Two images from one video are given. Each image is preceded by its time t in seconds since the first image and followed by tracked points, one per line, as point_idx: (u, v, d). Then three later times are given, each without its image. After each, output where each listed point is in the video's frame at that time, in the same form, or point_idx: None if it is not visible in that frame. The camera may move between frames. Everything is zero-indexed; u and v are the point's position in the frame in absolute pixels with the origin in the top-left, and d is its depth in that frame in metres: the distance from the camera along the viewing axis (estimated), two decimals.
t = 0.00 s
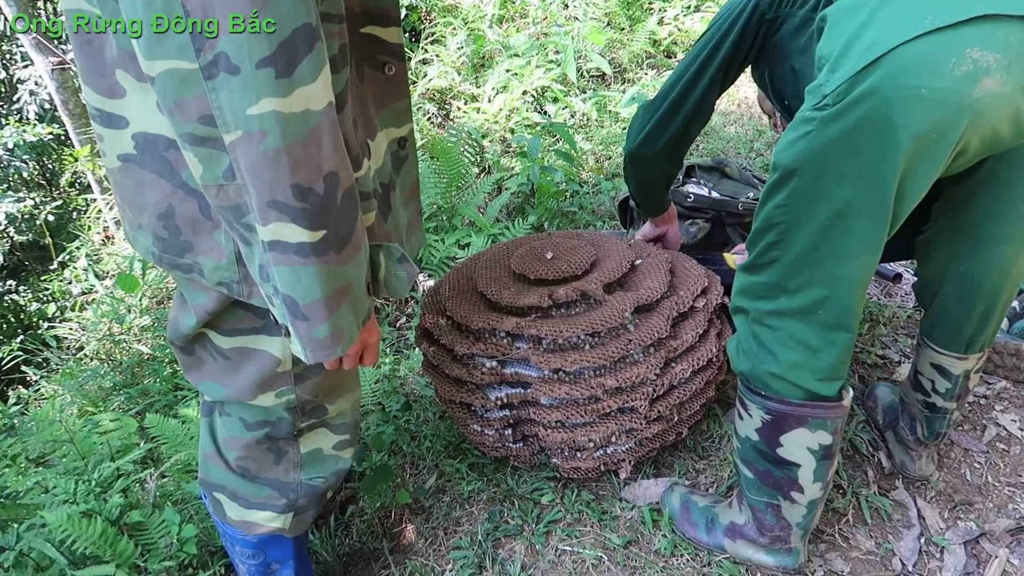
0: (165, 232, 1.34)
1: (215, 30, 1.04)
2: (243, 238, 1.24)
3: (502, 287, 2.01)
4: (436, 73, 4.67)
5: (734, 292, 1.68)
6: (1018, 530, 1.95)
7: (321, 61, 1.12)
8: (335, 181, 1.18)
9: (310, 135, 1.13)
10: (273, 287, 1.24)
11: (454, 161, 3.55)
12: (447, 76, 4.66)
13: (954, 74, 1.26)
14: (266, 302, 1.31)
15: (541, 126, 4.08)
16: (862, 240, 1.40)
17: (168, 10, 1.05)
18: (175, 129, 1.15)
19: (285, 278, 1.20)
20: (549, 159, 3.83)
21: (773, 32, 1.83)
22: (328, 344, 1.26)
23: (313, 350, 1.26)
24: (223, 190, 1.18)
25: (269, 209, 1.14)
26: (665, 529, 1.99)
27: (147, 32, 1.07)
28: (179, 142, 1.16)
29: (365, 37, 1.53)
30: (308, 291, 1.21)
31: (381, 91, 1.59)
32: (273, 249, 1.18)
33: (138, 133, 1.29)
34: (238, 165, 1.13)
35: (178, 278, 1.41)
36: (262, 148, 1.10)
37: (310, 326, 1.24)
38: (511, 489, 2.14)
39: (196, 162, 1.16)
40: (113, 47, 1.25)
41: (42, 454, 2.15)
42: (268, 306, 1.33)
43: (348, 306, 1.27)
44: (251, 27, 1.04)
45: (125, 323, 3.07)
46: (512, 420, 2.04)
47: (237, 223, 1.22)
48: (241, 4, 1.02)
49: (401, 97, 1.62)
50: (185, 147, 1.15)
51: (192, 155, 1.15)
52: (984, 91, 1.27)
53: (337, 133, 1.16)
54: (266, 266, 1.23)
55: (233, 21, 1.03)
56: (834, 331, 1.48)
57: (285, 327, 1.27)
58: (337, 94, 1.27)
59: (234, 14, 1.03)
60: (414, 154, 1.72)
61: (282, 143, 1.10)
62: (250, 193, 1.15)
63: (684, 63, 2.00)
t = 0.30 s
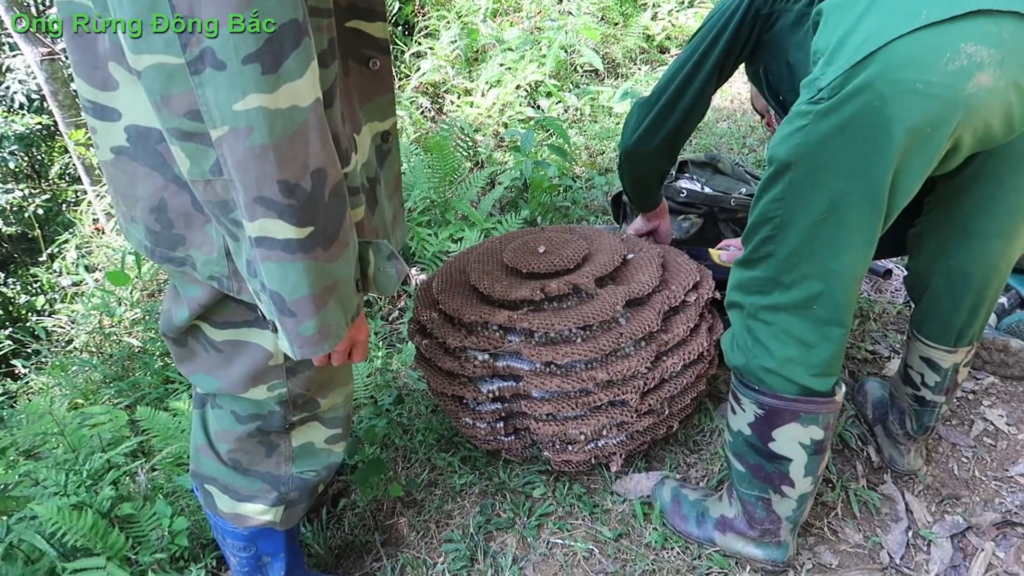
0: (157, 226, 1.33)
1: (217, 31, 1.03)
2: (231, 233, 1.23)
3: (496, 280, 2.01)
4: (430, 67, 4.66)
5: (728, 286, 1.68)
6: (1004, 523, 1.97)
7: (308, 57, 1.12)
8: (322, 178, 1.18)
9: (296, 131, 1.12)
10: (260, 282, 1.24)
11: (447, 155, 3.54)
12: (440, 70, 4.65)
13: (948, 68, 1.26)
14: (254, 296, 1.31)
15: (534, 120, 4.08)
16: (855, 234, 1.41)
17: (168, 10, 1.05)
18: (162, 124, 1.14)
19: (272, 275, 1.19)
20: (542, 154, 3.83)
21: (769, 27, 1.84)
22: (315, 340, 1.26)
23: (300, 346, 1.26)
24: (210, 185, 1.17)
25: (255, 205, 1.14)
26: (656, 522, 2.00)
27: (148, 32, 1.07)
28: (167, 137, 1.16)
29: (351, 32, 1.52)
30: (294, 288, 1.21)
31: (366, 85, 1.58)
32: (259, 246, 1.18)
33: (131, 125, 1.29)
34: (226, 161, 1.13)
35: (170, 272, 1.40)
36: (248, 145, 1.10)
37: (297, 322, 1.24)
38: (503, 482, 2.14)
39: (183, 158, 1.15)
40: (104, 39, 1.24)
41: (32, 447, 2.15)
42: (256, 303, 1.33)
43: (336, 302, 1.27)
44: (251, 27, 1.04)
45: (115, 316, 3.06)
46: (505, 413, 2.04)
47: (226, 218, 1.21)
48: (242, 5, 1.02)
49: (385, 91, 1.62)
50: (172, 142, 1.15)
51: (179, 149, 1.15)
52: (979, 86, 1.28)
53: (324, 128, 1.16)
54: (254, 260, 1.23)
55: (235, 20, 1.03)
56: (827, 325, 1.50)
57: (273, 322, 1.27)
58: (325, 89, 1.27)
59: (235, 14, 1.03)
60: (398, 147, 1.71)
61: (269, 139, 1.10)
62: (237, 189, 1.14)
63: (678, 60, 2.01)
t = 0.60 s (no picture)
0: (148, 223, 1.33)
1: (217, 30, 1.03)
2: (222, 230, 1.23)
3: (490, 280, 2.01)
4: (421, 64, 4.65)
5: (722, 286, 1.69)
6: (991, 519, 1.99)
7: (299, 57, 1.12)
8: (313, 177, 1.18)
9: (287, 131, 1.12)
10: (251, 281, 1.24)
11: (439, 152, 3.54)
12: (432, 67, 4.64)
13: (942, 66, 1.27)
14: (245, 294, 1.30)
15: (526, 117, 4.08)
16: (848, 233, 1.42)
17: (168, 10, 1.04)
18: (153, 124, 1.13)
19: (262, 274, 1.19)
20: (534, 152, 3.84)
21: (758, 24, 1.85)
22: (306, 339, 1.26)
23: (292, 344, 1.26)
24: (201, 185, 1.17)
25: (246, 205, 1.14)
26: (647, 519, 2.01)
27: (148, 32, 1.05)
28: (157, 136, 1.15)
29: (343, 30, 1.51)
30: (286, 287, 1.21)
31: (358, 82, 1.58)
32: (250, 244, 1.17)
33: (122, 122, 1.28)
34: (216, 160, 1.13)
35: (161, 268, 1.40)
36: (239, 144, 1.09)
37: (289, 321, 1.23)
38: (494, 479, 2.15)
39: (174, 157, 1.15)
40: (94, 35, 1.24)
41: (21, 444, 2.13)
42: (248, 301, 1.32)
43: (327, 301, 1.27)
44: (251, 27, 1.04)
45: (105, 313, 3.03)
46: (498, 412, 2.04)
47: (217, 217, 1.21)
48: (241, 4, 1.02)
49: (378, 89, 1.62)
50: (162, 141, 1.14)
51: (170, 148, 1.14)
52: (972, 84, 1.29)
53: (315, 128, 1.16)
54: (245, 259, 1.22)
55: (234, 20, 1.02)
56: (819, 325, 1.51)
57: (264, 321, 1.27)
58: (316, 88, 1.27)
59: (234, 13, 1.02)
60: (390, 145, 1.71)
61: (260, 139, 1.10)
62: (228, 188, 1.14)
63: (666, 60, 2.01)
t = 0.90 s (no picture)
0: (142, 220, 1.32)
1: (217, 30, 1.03)
2: (216, 228, 1.23)
3: (482, 280, 2.01)
4: (415, 63, 4.65)
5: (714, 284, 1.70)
6: (981, 516, 2.00)
7: (292, 57, 1.11)
8: (306, 176, 1.18)
9: (280, 130, 1.12)
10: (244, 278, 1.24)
11: (432, 151, 3.53)
12: (426, 65, 4.63)
13: (930, 64, 1.28)
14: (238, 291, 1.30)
15: (519, 116, 4.08)
16: (840, 231, 1.43)
17: (168, 10, 1.03)
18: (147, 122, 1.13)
19: (255, 271, 1.19)
20: (527, 151, 3.84)
21: (747, 24, 1.86)
22: (299, 336, 1.26)
23: (284, 342, 1.26)
24: (194, 183, 1.17)
25: (239, 203, 1.13)
26: (640, 517, 2.02)
27: (148, 32, 1.05)
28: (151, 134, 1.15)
29: (328, 29, 1.51)
30: (279, 285, 1.21)
31: (343, 80, 1.58)
32: (244, 242, 1.17)
33: (115, 120, 1.27)
34: (209, 159, 1.13)
35: (154, 266, 1.40)
36: (231, 144, 1.09)
37: (282, 318, 1.23)
38: (487, 478, 2.15)
39: (167, 156, 1.15)
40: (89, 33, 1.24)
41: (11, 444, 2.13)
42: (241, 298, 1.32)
43: (320, 299, 1.27)
44: (251, 27, 1.04)
45: (97, 311, 3.02)
46: (492, 410, 2.05)
47: (210, 215, 1.21)
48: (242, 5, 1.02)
49: (362, 87, 1.62)
50: (156, 140, 1.14)
51: (163, 147, 1.14)
52: (960, 81, 1.30)
53: (308, 127, 1.16)
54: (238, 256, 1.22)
55: (235, 20, 1.03)
56: (809, 323, 1.52)
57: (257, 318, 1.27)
58: (308, 87, 1.27)
59: (235, 14, 1.03)
60: (371, 144, 1.71)
61: (252, 138, 1.09)
62: (222, 187, 1.14)
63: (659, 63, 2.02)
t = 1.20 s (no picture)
0: (136, 218, 1.32)
1: (216, 30, 1.03)
2: (213, 223, 1.22)
3: (475, 279, 2.02)
4: (408, 62, 4.64)
5: (706, 281, 1.71)
6: (972, 513, 2.01)
7: (289, 51, 1.11)
8: (303, 170, 1.18)
9: (278, 124, 1.12)
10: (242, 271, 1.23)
11: (426, 150, 3.53)
12: (419, 65, 4.63)
13: (911, 59, 1.30)
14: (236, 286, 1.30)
15: (512, 116, 4.08)
16: (827, 227, 1.44)
17: (169, 10, 1.03)
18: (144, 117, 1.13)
19: (253, 265, 1.19)
20: (520, 151, 3.84)
21: (744, 23, 1.88)
22: (297, 330, 1.26)
23: (282, 335, 1.26)
24: (192, 177, 1.17)
25: (237, 197, 1.13)
26: (633, 515, 2.02)
27: (148, 32, 1.06)
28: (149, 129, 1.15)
29: (327, 24, 1.51)
30: (277, 278, 1.20)
31: (343, 77, 1.58)
32: (241, 236, 1.17)
33: (109, 118, 1.27)
34: (207, 154, 1.12)
35: (149, 264, 1.39)
36: (228, 138, 1.09)
37: (280, 312, 1.23)
38: (481, 477, 2.15)
39: (166, 150, 1.15)
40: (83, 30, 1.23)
41: (3, 445, 2.12)
42: (238, 293, 1.32)
43: (317, 293, 1.27)
44: (251, 26, 1.04)
45: (88, 312, 3.00)
46: (485, 410, 2.05)
47: (208, 210, 1.20)
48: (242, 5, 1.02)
49: (362, 83, 1.61)
50: (154, 134, 1.14)
51: (161, 142, 1.14)
52: (941, 77, 1.31)
53: (305, 122, 1.16)
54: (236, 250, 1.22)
55: (235, 21, 1.03)
56: (800, 320, 1.53)
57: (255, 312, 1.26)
58: (305, 82, 1.26)
59: (235, 14, 1.02)
60: (374, 139, 1.71)
61: (250, 132, 1.09)
62: (219, 181, 1.14)
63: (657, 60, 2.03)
